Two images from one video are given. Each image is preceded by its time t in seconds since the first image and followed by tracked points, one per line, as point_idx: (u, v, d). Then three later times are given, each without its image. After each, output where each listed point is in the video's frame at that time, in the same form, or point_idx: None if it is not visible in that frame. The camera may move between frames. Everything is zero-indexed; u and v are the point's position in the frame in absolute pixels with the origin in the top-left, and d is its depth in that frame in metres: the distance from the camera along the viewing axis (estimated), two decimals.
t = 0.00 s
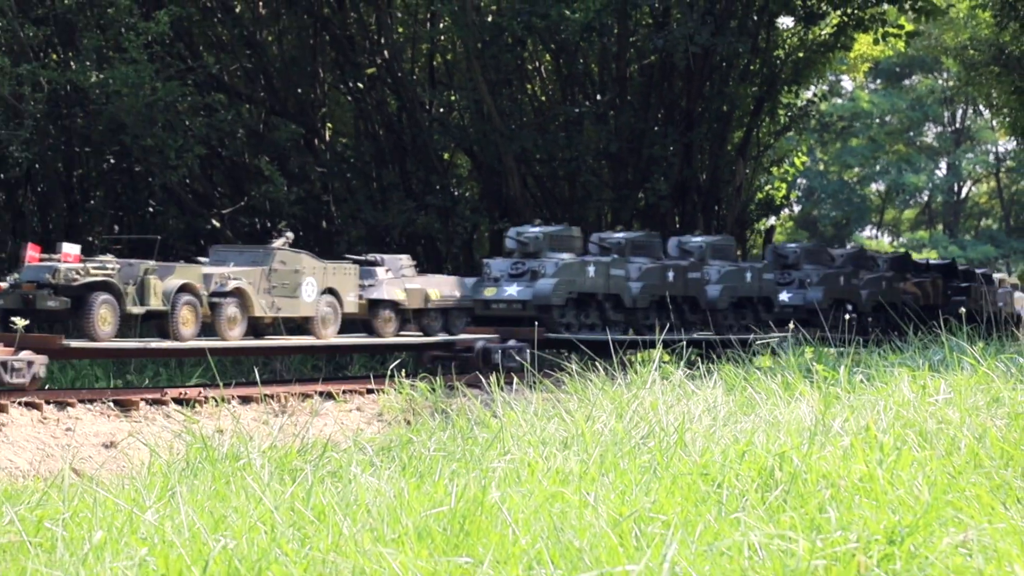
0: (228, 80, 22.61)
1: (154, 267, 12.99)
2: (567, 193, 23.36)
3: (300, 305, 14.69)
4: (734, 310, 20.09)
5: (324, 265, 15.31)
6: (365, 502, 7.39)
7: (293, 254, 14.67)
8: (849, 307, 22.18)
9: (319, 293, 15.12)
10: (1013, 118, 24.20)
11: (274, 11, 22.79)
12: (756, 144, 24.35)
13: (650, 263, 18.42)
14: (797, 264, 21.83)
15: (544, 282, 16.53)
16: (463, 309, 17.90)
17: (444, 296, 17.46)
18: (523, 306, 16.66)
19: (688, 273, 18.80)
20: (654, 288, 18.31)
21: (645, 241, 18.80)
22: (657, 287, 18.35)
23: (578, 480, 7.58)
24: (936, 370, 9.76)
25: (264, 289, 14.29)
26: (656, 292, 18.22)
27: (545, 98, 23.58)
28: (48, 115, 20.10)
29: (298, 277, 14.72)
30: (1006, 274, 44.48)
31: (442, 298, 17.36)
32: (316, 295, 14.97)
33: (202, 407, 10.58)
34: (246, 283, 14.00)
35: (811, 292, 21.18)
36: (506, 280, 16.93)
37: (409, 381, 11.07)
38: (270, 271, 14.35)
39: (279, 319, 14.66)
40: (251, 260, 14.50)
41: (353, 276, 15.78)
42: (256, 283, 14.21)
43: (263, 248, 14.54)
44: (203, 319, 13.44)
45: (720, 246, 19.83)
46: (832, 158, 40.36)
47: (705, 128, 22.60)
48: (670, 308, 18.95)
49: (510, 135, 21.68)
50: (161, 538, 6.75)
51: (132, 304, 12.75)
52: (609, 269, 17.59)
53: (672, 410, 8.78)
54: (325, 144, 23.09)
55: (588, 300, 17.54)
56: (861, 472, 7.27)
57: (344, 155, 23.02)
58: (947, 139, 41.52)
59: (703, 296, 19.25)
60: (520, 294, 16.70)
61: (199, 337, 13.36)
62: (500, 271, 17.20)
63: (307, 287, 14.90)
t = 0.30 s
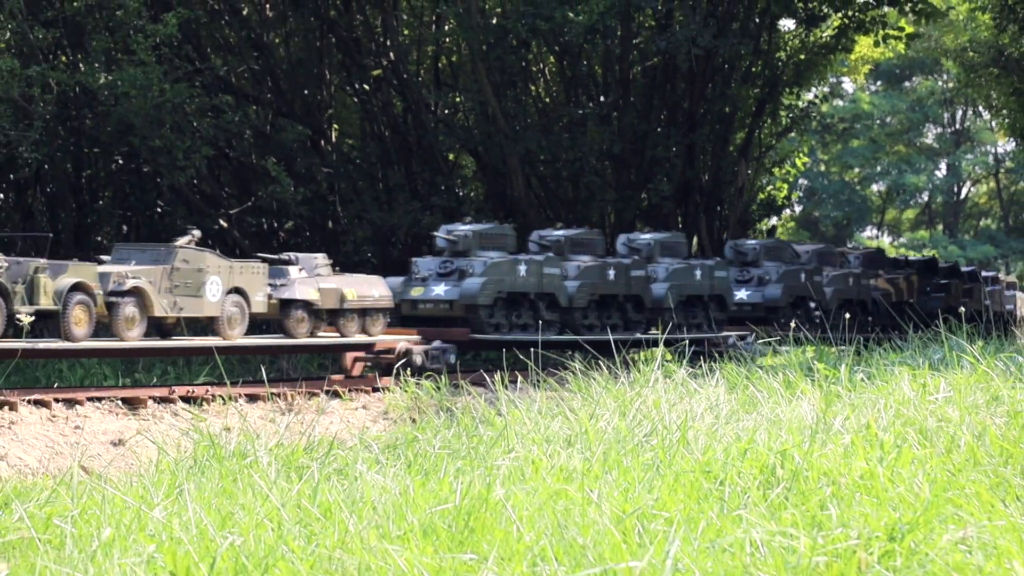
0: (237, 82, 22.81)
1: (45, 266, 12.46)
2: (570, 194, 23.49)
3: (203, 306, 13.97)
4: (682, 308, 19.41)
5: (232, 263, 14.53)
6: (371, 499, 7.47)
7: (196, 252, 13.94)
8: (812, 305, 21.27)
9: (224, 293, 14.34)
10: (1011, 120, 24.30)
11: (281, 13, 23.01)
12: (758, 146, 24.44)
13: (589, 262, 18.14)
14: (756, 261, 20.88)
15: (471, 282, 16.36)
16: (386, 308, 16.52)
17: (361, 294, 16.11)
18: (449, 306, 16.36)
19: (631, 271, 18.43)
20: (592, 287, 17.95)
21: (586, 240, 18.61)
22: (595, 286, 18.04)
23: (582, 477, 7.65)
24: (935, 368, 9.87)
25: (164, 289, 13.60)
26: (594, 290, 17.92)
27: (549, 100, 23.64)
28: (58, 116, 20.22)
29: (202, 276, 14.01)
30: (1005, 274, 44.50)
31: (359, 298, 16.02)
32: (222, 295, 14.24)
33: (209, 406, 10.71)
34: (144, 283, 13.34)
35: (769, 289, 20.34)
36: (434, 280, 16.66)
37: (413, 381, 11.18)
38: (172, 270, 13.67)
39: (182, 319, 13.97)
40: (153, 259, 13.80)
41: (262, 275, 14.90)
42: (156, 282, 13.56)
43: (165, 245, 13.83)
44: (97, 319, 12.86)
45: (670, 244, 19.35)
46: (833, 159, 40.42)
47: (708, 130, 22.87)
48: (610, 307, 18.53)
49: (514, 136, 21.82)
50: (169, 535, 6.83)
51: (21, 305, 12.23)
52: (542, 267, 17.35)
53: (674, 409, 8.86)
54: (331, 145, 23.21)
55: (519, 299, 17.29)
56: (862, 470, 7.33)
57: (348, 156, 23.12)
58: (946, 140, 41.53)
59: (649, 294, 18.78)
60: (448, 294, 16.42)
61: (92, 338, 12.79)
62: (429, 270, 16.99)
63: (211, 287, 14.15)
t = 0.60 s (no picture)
0: (242, 82, 22.89)
1: None
2: (573, 195, 23.54)
3: (95, 307, 13.45)
4: (628, 308, 18.86)
5: (125, 262, 13.98)
6: (375, 498, 7.50)
7: (86, 251, 13.46)
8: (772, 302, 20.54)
9: (117, 293, 13.80)
10: (1013, 120, 24.32)
11: (286, 14, 23.07)
12: (761, 146, 24.49)
13: (522, 262, 17.38)
14: (713, 258, 20.06)
15: (388, 282, 15.61)
16: (295, 309, 15.87)
17: (267, 296, 15.50)
18: (367, 308, 15.66)
19: (567, 270, 17.78)
20: (526, 287, 17.35)
21: (521, 237, 18.09)
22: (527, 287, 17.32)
23: (585, 476, 7.69)
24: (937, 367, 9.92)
25: (52, 291, 13.11)
26: (525, 290, 17.24)
27: (552, 100, 23.70)
28: (63, 117, 20.27)
29: (91, 277, 13.50)
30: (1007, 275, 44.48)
31: (265, 298, 15.43)
32: (113, 296, 13.67)
33: (214, 406, 10.79)
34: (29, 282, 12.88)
35: (725, 287, 19.49)
36: (353, 280, 15.95)
37: (418, 380, 11.23)
38: (60, 269, 13.18)
39: (74, 321, 13.48)
40: (42, 258, 13.31)
41: (159, 275, 14.32)
42: (43, 282, 13.06)
43: (54, 244, 13.36)
44: None
45: (613, 240, 19.05)
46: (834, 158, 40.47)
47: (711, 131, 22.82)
48: (545, 306, 17.83)
49: (517, 137, 21.84)
50: (175, 533, 6.86)
51: None
52: (467, 266, 16.63)
53: (676, 408, 8.90)
54: (335, 146, 23.27)
55: (444, 300, 16.52)
56: (864, 469, 7.37)
57: (352, 157, 23.18)
58: (948, 140, 41.50)
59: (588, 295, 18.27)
60: (365, 295, 15.72)
61: None
62: (348, 269, 16.26)
63: (104, 287, 13.62)
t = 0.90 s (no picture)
0: (245, 82, 22.94)
1: None
2: (576, 194, 23.56)
3: None
4: (564, 307, 17.98)
5: None
6: (378, 498, 7.49)
7: None
8: (726, 302, 19.86)
9: None
10: (1016, 121, 24.29)
11: (289, 14, 23.12)
12: (764, 146, 24.50)
13: (446, 261, 16.39)
14: (664, 255, 19.42)
15: (294, 283, 14.59)
16: (192, 311, 14.79)
17: (162, 297, 14.43)
18: (274, 310, 14.64)
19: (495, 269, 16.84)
20: (451, 287, 16.36)
21: (449, 236, 17.04)
22: (453, 285, 16.32)
23: (588, 476, 7.70)
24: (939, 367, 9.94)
25: None
26: (449, 289, 16.22)
27: (554, 100, 23.74)
28: (66, 116, 20.29)
29: None
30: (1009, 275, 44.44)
31: (159, 301, 14.34)
32: None
33: (217, 406, 10.82)
34: None
35: (674, 286, 18.71)
36: (260, 281, 14.94)
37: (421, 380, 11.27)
38: None
39: None
40: None
41: (42, 276, 13.11)
42: None
43: None
44: None
45: (547, 239, 18.13)
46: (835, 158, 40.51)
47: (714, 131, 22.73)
48: (470, 306, 16.89)
49: (520, 137, 21.84)
50: (178, 533, 6.86)
51: None
52: (384, 267, 15.54)
53: (678, 408, 8.90)
54: (339, 145, 23.29)
55: (357, 303, 15.43)
56: (867, 469, 7.38)
57: (354, 157, 23.19)
58: (950, 140, 41.45)
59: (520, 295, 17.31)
60: (273, 296, 14.70)
61: None
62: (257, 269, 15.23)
63: None
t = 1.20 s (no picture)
0: (247, 82, 22.96)
1: None
2: (577, 194, 23.54)
3: None
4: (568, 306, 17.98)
5: None
6: (380, 497, 7.48)
7: None
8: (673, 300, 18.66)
9: None
10: (1017, 120, 24.29)
11: (292, 15, 23.16)
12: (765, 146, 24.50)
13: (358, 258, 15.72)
14: (606, 253, 18.60)
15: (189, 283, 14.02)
16: (80, 311, 13.18)
17: (44, 296, 12.79)
18: (171, 310, 14.07)
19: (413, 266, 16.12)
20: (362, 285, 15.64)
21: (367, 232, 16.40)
22: (366, 284, 15.59)
23: (590, 475, 7.70)
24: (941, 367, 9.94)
25: None
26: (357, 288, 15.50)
27: (555, 100, 23.75)
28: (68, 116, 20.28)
29: None
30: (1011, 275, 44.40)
31: (42, 300, 12.73)
32: None
33: (218, 406, 10.83)
34: None
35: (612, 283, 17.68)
36: (158, 279, 14.37)
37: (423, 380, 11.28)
38: None
39: None
40: None
41: None
42: None
43: None
44: None
45: (476, 236, 17.70)
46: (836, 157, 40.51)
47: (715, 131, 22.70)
48: (388, 306, 16.04)
49: (522, 136, 21.84)
50: (179, 533, 6.87)
51: None
52: (289, 264, 14.89)
53: (680, 407, 8.90)
54: (340, 145, 23.30)
55: (261, 302, 14.79)
56: (868, 468, 7.38)
57: (355, 156, 23.20)
58: (952, 140, 41.39)
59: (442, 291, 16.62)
60: (170, 296, 14.14)
61: None
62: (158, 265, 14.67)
63: None
